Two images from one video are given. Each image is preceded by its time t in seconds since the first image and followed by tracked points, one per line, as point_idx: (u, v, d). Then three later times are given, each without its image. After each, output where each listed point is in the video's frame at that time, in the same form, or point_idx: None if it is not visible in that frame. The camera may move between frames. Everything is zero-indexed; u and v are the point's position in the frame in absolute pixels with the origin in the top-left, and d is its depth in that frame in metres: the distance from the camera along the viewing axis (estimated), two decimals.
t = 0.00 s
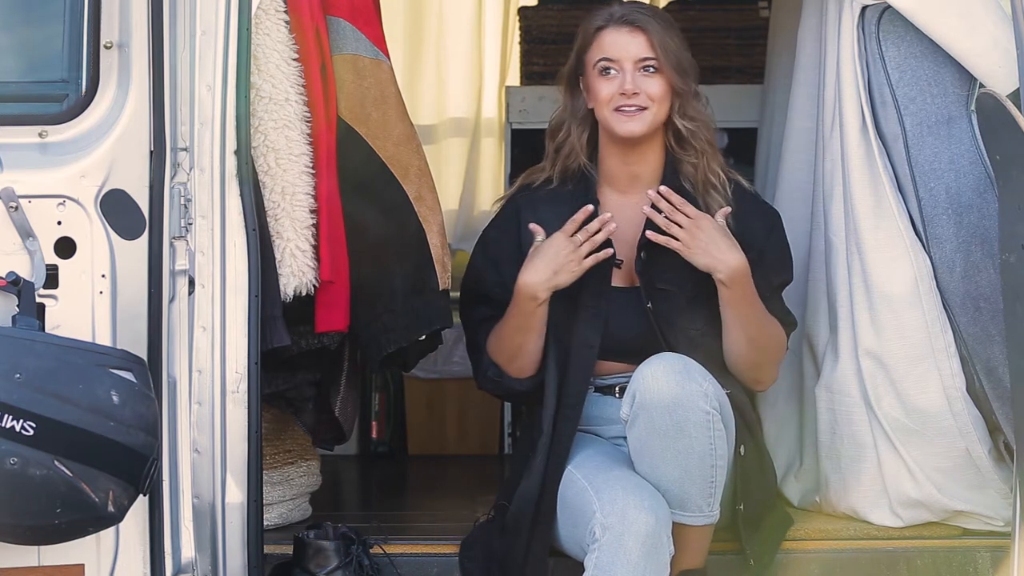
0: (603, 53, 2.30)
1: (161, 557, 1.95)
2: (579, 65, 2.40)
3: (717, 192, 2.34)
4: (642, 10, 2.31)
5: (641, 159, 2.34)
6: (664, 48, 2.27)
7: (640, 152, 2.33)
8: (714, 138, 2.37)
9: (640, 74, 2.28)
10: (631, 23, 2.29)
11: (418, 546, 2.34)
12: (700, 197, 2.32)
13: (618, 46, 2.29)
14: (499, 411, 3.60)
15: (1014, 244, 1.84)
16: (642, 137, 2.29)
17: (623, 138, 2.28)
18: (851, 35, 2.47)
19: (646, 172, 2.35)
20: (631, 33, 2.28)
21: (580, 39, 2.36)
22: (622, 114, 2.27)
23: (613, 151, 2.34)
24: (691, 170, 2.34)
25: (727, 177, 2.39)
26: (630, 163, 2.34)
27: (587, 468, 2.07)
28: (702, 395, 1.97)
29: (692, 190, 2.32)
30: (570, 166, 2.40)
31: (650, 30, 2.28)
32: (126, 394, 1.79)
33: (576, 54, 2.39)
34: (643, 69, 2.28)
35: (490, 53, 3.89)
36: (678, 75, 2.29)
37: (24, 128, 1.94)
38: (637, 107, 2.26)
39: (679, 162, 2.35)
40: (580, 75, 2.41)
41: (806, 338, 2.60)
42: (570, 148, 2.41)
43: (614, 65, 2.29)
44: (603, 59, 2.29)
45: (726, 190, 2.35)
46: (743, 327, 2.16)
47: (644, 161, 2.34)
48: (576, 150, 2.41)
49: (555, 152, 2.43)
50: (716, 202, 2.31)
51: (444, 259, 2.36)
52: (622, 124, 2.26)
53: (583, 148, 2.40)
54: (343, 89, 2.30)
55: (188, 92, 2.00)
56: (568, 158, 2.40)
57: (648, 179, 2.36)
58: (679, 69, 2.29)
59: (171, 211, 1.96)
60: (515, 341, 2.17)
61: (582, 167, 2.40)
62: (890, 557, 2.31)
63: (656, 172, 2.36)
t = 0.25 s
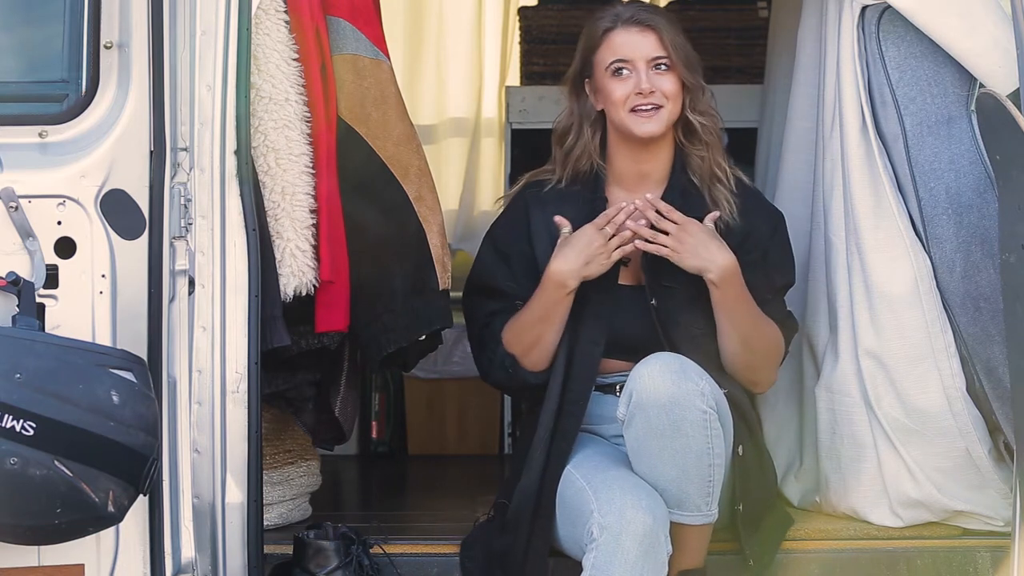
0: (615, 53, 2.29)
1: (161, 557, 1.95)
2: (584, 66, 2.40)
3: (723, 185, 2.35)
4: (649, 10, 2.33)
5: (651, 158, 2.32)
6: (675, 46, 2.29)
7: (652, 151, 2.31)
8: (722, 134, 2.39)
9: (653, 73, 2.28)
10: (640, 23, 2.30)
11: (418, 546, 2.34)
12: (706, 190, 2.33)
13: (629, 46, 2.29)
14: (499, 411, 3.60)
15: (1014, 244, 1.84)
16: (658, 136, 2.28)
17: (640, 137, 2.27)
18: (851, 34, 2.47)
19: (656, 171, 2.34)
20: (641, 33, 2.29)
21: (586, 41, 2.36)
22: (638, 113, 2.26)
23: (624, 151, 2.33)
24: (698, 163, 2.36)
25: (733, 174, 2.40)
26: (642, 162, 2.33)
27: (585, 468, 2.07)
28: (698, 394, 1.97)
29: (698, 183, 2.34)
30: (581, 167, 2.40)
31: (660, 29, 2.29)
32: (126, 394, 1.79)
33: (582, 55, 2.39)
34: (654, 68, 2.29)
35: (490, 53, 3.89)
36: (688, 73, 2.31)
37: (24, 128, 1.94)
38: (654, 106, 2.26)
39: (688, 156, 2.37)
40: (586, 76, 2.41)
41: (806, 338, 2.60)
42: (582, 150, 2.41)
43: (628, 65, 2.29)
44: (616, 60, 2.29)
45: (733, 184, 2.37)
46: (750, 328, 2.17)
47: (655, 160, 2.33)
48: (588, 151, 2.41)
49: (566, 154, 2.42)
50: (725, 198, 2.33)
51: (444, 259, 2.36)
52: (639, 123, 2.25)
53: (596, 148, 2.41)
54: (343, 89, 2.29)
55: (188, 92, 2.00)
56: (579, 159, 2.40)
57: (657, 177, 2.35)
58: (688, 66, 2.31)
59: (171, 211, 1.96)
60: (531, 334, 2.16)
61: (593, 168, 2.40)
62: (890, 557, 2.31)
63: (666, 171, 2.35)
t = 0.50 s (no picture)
0: (613, 51, 2.31)
1: (161, 557, 1.95)
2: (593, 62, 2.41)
3: (727, 196, 2.34)
4: (654, 9, 2.33)
5: (647, 156, 2.35)
6: (673, 48, 2.28)
7: (646, 149, 2.34)
8: (723, 141, 2.37)
9: (647, 73, 2.29)
10: (640, 23, 2.31)
11: (418, 546, 2.34)
12: (708, 197, 2.32)
13: (628, 44, 2.30)
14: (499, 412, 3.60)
15: (1014, 244, 1.84)
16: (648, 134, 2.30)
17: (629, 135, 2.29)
18: (851, 34, 2.47)
19: (654, 170, 2.36)
20: (639, 33, 2.30)
21: (593, 37, 2.38)
22: (628, 111, 2.28)
23: (620, 149, 2.35)
24: (700, 171, 2.34)
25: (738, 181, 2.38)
26: (637, 160, 2.35)
27: (585, 468, 2.07)
28: (700, 392, 1.97)
29: (701, 190, 2.32)
30: (584, 161, 2.39)
31: (659, 30, 2.29)
32: (126, 393, 1.79)
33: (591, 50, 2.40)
34: (650, 68, 2.30)
35: (490, 52, 3.89)
36: (685, 76, 2.30)
37: (24, 128, 1.94)
38: (644, 105, 2.28)
39: (690, 164, 2.35)
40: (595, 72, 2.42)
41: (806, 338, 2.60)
42: (584, 144, 2.40)
43: (624, 64, 2.29)
44: (614, 58, 2.30)
45: (735, 193, 2.35)
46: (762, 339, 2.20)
47: (651, 158, 2.35)
48: (591, 145, 2.40)
49: (570, 147, 2.42)
50: (727, 206, 2.31)
51: (444, 259, 2.36)
52: (628, 122, 2.28)
53: (600, 144, 2.40)
54: (343, 89, 2.30)
55: (188, 92, 2.00)
56: (582, 153, 2.39)
57: (657, 176, 2.36)
58: (687, 68, 2.30)
59: (171, 211, 1.96)
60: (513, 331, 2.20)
61: (596, 161, 2.39)
62: (890, 557, 2.31)
63: (664, 171, 2.37)
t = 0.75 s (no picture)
0: (611, 52, 2.32)
1: (161, 557, 1.95)
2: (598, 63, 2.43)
3: (728, 203, 2.32)
4: (654, 11, 2.32)
5: (645, 158, 2.34)
6: (665, 50, 2.28)
7: (641, 150, 2.33)
8: (727, 150, 2.36)
9: (639, 74, 2.29)
10: (636, 23, 2.30)
11: (418, 546, 2.34)
12: (711, 207, 2.30)
13: (624, 45, 2.30)
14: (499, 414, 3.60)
15: (1014, 244, 1.84)
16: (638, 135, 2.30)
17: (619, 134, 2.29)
18: (851, 34, 2.47)
19: (653, 172, 2.35)
20: (635, 34, 2.30)
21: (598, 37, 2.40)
22: (618, 111, 2.28)
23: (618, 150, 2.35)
24: (703, 179, 2.33)
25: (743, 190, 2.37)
26: (633, 161, 2.34)
27: (586, 467, 2.07)
28: (701, 389, 1.97)
29: (703, 197, 2.31)
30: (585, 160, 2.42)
31: (654, 31, 2.28)
32: (126, 393, 1.79)
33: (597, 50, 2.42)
34: (643, 69, 2.29)
35: (491, 52, 3.89)
36: (677, 78, 2.28)
37: (24, 128, 1.94)
38: (633, 105, 2.27)
39: (692, 171, 2.35)
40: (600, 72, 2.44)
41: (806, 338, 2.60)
42: (586, 143, 2.42)
43: (618, 64, 2.31)
44: (609, 58, 2.32)
45: (738, 202, 2.34)
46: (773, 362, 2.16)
47: (646, 160, 2.34)
48: (593, 144, 2.42)
49: (575, 146, 2.46)
50: (728, 216, 2.30)
51: (444, 258, 2.36)
52: (616, 121, 2.27)
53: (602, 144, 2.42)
54: (343, 89, 2.29)
55: (188, 92, 2.00)
56: (585, 152, 2.42)
57: (657, 180, 2.36)
58: (680, 71, 2.29)
59: (171, 211, 1.96)
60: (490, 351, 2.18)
61: (596, 161, 2.41)
62: (890, 557, 2.31)
63: (666, 175, 2.36)
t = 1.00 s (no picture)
0: (615, 56, 2.30)
1: (161, 557, 1.95)
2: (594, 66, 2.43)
3: (725, 204, 2.32)
4: (659, 15, 2.32)
5: (648, 162, 2.33)
6: (675, 56, 2.28)
7: (646, 155, 2.33)
8: (725, 152, 2.36)
9: (648, 79, 2.29)
10: (643, 28, 2.30)
11: (418, 546, 2.34)
12: (708, 207, 2.30)
13: (630, 50, 2.29)
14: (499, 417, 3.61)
15: (1014, 244, 1.84)
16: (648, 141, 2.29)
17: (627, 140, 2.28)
18: (851, 34, 2.47)
19: (654, 175, 2.34)
20: (642, 38, 2.29)
21: (598, 41, 2.39)
22: (627, 116, 2.27)
23: (621, 154, 2.34)
24: (700, 180, 2.33)
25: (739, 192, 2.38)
26: (638, 166, 2.34)
27: (585, 468, 2.07)
28: (700, 392, 1.97)
29: (699, 198, 2.31)
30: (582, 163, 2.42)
31: (663, 36, 2.28)
32: (126, 393, 1.79)
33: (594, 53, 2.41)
34: (651, 74, 2.29)
35: (490, 52, 3.89)
36: (686, 84, 2.29)
37: (24, 128, 1.94)
38: (643, 111, 2.27)
39: (690, 171, 2.35)
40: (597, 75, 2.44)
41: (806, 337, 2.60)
42: (583, 146, 2.42)
43: (624, 69, 2.29)
44: (614, 62, 2.30)
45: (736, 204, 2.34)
46: (772, 364, 2.16)
47: (650, 164, 2.34)
48: (590, 148, 2.42)
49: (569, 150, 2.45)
50: (727, 219, 2.29)
51: (444, 259, 2.36)
52: (626, 127, 2.27)
53: (598, 147, 2.41)
54: (343, 89, 2.29)
55: (188, 92, 2.00)
56: (581, 155, 2.42)
57: (655, 183, 2.35)
58: (688, 76, 2.29)
59: (171, 211, 1.96)
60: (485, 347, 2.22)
61: (594, 164, 2.41)
62: (890, 557, 2.31)
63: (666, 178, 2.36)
